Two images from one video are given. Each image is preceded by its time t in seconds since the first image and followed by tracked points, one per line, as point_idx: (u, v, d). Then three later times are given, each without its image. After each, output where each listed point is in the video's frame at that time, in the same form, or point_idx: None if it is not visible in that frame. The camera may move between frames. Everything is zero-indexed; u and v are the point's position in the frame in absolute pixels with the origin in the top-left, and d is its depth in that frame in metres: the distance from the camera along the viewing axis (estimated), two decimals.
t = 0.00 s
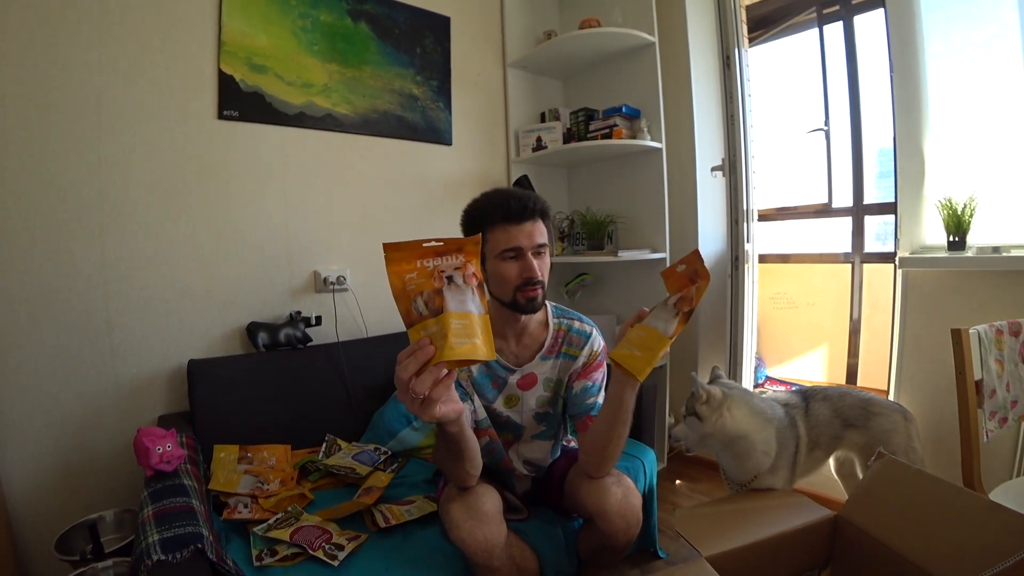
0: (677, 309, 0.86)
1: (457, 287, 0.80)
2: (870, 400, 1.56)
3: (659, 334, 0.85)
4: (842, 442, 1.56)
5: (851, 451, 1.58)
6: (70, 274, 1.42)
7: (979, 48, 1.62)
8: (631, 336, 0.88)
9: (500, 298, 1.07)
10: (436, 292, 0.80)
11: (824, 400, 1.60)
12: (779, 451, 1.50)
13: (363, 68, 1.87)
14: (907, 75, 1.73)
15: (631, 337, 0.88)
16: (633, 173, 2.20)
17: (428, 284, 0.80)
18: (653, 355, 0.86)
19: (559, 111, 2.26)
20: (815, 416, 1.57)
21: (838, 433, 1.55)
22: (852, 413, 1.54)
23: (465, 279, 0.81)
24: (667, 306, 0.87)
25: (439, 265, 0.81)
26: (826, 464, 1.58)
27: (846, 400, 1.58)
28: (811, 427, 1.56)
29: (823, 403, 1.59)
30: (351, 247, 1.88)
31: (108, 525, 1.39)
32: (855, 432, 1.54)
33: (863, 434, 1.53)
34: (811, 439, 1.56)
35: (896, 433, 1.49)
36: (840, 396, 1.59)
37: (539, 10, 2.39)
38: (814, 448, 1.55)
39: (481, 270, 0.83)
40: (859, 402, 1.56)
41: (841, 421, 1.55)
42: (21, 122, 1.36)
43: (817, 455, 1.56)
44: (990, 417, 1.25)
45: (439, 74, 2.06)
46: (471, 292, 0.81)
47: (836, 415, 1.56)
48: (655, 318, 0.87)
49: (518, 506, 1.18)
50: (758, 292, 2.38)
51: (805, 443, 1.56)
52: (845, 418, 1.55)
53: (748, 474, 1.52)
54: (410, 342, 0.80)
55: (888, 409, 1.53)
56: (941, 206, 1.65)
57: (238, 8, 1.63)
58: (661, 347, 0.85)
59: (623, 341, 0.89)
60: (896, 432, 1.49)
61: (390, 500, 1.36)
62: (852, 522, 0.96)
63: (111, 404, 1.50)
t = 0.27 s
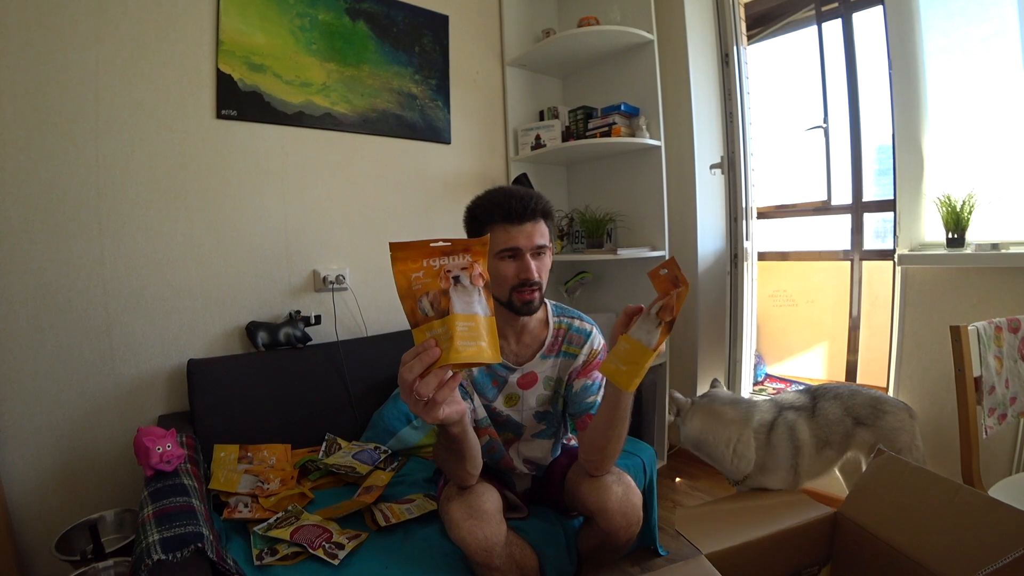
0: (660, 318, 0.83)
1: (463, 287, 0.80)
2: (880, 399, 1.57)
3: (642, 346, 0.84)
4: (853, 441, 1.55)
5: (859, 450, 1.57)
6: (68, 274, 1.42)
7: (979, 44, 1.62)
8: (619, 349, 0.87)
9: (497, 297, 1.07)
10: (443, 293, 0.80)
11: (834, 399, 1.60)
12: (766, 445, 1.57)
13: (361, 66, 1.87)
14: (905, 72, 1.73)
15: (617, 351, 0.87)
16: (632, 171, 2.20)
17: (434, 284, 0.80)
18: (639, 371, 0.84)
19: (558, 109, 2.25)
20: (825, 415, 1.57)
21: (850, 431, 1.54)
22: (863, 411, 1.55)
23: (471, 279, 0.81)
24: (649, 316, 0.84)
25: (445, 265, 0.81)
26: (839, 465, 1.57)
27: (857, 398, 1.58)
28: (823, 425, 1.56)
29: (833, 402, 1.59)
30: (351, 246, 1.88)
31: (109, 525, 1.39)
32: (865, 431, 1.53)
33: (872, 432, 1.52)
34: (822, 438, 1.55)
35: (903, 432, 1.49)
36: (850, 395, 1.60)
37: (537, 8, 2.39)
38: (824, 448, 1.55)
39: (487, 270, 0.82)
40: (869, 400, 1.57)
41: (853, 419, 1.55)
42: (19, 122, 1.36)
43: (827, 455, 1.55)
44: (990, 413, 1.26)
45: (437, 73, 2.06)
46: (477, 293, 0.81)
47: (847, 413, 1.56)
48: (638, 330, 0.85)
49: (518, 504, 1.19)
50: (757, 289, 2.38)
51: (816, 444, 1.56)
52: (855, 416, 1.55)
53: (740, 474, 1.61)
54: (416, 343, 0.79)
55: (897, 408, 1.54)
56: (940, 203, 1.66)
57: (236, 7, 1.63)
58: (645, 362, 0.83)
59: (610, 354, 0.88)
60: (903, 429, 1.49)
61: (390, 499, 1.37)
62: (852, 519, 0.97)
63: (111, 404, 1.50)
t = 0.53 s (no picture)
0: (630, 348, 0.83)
1: (517, 324, 0.80)
2: (885, 397, 1.56)
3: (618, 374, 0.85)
4: (859, 440, 1.54)
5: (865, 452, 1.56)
6: (67, 272, 1.42)
7: (979, 42, 1.62)
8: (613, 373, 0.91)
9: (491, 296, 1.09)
10: (499, 317, 0.80)
11: (841, 398, 1.58)
12: (764, 438, 1.59)
13: (360, 64, 1.86)
14: (905, 70, 1.73)
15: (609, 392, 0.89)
16: (632, 169, 2.20)
17: (499, 305, 0.80)
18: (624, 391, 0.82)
19: (557, 107, 2.25)
20: (832, 415, 1.55)
21: (855, 431, 1.53)
22: (867, 410, 1.55)
23: (531, 322, 0.79)
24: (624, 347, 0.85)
25: (518, 294, 0.79)
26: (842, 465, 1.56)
27: (862, 397, 1.58)
28: (828, 426, 1.54)
29: (839, 402, 1.58)
30: (350, 244, 1.87)
31: (108, 523, 1.39)
32: (871, 430, 1.53)
33: (877, 430, 1.52)
34: (828, 439, 1.53)
35: (907, 431, 1.50)
36: (856, 395, 1.59)
37: (536, 5, 2.38)
38: (829, 448, 1.53)
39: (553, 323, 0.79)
40: (874, 400, 1.56)
41: (858, 418, 1.55)
42: (17, 120, 1.35)
43: (832, 455, 1.54)
44: (988, 411, 1.26)
45: (436, 70, 2.05)
46: (527, 337, 0.80)
47: (853, 413, 1.55)
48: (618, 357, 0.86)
49: (518, 502, 1.19)
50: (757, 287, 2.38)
51: (819, 443, 1.54)
52: (860, 415, 1.55)
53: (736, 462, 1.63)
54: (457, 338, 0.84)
55: (903, 408, 1.53)
56: (939, 201, 1.66)
57: (235, 5, 1.62)
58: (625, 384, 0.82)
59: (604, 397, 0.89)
60: (907, 428, 1.50)
61: (390, 496, 1.37)
62: (851, 516, 0.97)
63: (110, 403, 1.49)
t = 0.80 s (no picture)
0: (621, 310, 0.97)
1: (612, 399, 0.84)
2: (881, 395, 1.55)
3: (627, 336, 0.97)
4: (850, 437, 1.55)
5: (859, 446, 1.58)
6: (65, 271, 1.42)
7: (978, 41, 1.62)
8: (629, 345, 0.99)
9: (518, 297, 1.08)
10: (594, 390, 0.85)
11: (832, 396, 1.58)
12: (764, 433, 1.57)
13: (359, 63, 1.86)
14: (904, 68, 1.73)
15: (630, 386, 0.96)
16: (631, 167, 2.20)
17: (595, 378, 0.85)
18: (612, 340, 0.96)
19: (556, 105, 2.25)
20: (819, 413, 1.56)
21: (846, 429, 1.54)
22: (861, 409, 1.53)
23: (625, 395, 0.83)
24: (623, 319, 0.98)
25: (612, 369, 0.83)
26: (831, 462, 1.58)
27: (856, 395, 1.56)
28: (816, 422, 1.55)
29: (830, 400, 1.57)
30: (349, 243, 1.87)
31: (108, 523, 1.39)
32: (864, 428, 1.53)
33: (871, 428, 1.52)
34: (815, 434, 1.55)
35: (906, 428, 1.49)
36: (850, 392, 1.58)
37: (535, 4, 2.38)
38: (815, 444, 1.55)
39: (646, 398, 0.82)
40: (869, 398, 1.55)
41: (850, 417, 1.54)
42: (15, 119, 1.35)
43: (819, 451, 1.56)
44: (987, 408, 1.26)
45: (435, 69, 2.05)
46: (619, 409, 0.84)
47: (843, 410, 1.55)
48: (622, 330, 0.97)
49: (518, 498, 1.19)
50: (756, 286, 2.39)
51: (807, 438, 1.56)
52: (853, 414, 1.54)
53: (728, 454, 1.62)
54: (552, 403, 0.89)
55: (900, 407, 1.52)
56: (939, 199, 1.66)
57: (233, 3, 1.62)
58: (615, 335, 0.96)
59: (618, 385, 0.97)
60: (904, 427, 1.49)
61: (389, 495, 1.37)
62: (851, 514, 0.97)
63: (109, 402, 1.49)
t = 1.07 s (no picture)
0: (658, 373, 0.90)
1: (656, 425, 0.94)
2: (870, 396, 1.55)
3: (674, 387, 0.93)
4: (837, 437, 1.55)
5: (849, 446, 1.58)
6: (64, 272, 1.42)
7: (977, 41, 1.62)
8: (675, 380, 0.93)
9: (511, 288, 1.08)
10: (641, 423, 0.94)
11: (820, 395, 1.59)
12: (758, 432, 1.58)
13: (359, 63, 1.86)
14: (903, 68, 1.73)
15: (676, 397, 0.92)
16: (630, 167, 2.20)
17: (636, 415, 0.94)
18: (623, 392, 0.88)
19: (555, 106, 2.25)
20: (807, 412, 1.58)
21: (833, 429, 1.54)
22: (851, 409, 1.53)
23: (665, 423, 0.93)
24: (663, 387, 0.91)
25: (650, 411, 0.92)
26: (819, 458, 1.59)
27: (845, 396, 1.56)
28: (804, 420, 1.57)
29: (818, 399, 1.58)
30: (349, 243, 1.87)
31: (108, 524, 1.39)
32: (853, 429, 1.52)
33: (860, 430, 1.52)
34: (801, 432, 1.57)
35: (897, 429, 1.49)
36: (839, 393, 1.58)
37: (534, 4, 2.38)
38: (801, 441, 1.56)
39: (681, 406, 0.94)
40: (858, 399, 1.54)
41: (838, 417, 1.54)
42: (14, 120, 1.35)
43: (807, 449, 1.57)
44: (987, 408, 1.26)
45: (435, 70, 2.05)
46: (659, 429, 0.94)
47: (832, 410, 1.55)
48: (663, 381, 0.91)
49: (520, 499, 1.19)
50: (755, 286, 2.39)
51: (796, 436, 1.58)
52: (841, 414, 1.54)
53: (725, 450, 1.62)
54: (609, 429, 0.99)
55: (890, 406, 1.52)
56: (938, 198, 1.66)
57: (233, 4, 1.62)
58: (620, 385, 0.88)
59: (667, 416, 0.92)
60: (895, 428, 1.49)
61: (390, 495, 1.37)
62: (851, 514, 0.97)
63: (109, 403, 1.49)
